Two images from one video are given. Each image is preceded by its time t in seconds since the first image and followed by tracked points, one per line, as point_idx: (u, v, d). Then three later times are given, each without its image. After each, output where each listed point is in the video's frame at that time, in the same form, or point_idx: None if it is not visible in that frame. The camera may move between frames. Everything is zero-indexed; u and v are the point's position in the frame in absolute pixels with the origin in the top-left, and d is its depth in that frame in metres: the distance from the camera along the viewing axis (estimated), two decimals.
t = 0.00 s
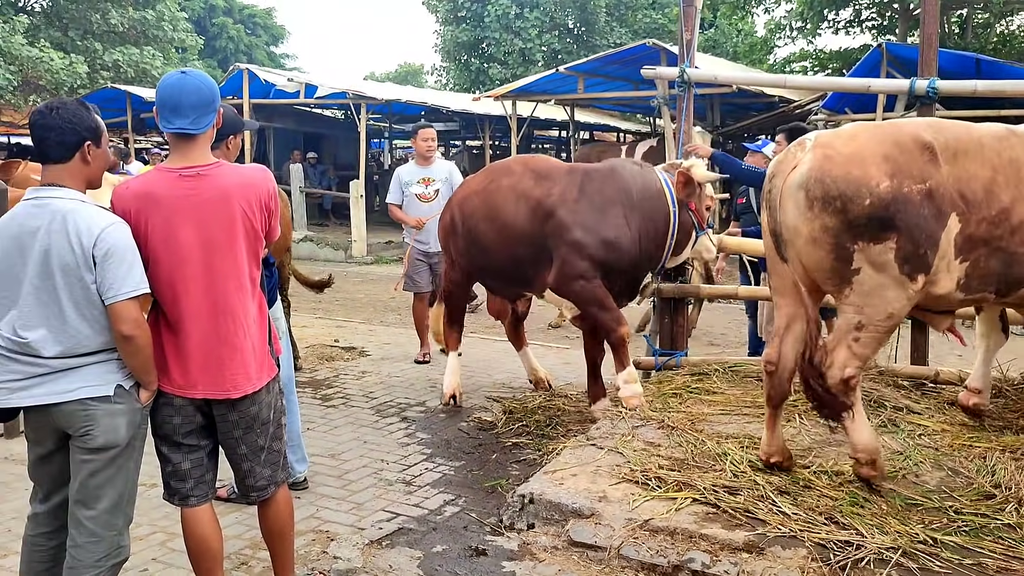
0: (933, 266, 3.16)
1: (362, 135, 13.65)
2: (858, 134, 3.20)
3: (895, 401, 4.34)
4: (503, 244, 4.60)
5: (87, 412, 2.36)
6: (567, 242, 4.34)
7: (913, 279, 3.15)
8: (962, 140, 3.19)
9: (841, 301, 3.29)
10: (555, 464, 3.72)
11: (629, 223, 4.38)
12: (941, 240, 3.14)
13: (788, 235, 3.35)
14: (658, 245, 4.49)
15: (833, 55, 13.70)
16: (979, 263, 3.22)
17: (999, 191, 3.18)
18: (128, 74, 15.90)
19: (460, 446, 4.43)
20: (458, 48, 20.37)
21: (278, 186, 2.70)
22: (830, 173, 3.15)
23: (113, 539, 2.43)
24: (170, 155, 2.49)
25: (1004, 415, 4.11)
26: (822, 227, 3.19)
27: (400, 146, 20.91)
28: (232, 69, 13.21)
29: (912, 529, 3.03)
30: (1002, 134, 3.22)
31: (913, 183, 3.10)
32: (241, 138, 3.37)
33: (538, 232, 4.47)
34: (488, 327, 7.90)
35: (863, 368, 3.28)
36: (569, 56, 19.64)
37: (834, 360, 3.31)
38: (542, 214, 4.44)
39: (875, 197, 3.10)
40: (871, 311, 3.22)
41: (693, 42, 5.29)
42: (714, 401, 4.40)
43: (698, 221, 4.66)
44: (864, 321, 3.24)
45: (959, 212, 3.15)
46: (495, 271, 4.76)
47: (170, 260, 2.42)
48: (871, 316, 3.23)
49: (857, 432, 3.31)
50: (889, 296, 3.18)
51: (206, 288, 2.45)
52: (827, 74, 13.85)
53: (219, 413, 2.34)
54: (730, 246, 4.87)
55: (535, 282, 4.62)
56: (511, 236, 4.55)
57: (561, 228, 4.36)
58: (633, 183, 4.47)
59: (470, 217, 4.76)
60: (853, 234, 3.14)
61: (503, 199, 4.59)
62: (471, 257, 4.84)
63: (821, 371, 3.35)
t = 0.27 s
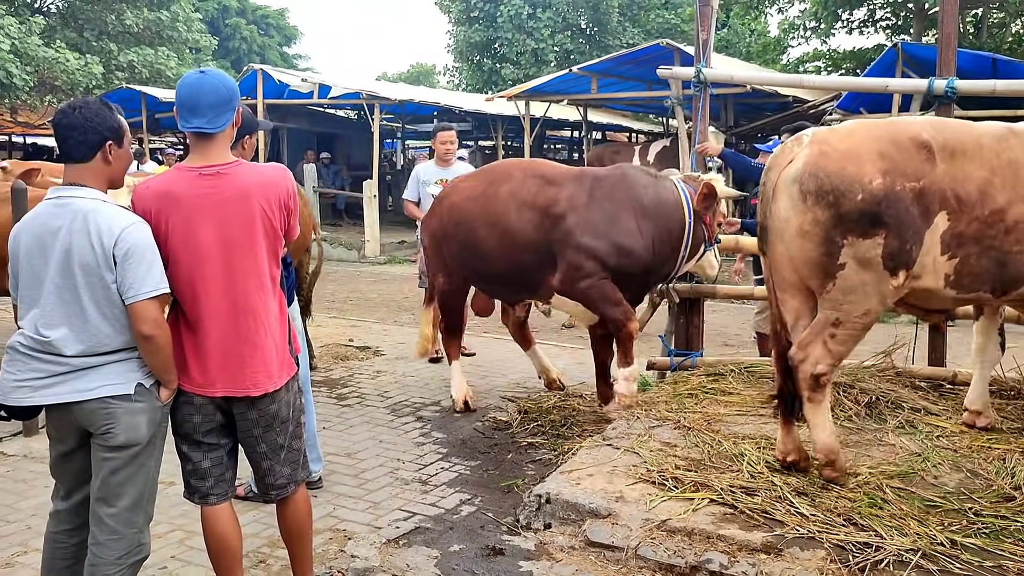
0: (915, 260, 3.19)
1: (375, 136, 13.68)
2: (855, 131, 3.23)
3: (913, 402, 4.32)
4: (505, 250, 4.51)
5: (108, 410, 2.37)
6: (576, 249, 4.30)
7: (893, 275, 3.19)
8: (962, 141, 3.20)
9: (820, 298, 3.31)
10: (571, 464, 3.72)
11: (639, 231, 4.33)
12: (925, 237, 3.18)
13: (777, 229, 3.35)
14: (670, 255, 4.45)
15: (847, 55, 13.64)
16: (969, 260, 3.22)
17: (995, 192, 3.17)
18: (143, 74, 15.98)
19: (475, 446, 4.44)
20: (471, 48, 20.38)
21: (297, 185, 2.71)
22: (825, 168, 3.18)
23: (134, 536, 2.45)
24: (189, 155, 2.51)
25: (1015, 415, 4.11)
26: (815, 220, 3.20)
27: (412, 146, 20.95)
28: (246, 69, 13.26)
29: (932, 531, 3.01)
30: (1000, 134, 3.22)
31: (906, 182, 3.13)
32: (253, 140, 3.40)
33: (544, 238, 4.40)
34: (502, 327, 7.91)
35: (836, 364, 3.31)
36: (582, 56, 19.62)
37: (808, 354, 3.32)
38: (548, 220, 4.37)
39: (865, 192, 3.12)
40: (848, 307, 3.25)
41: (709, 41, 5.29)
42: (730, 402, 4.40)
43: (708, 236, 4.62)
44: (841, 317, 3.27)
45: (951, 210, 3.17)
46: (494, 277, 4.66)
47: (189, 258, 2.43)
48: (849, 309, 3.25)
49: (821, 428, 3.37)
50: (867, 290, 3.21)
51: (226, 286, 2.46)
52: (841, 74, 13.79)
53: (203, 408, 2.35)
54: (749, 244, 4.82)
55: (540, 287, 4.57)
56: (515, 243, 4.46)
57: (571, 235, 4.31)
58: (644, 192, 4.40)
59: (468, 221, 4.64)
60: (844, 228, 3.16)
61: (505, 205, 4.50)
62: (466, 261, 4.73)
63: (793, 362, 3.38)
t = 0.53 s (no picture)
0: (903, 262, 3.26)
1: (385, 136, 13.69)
2: (843, 137, 3.28)
3: (925, 404, 4.30)
4: (504, 253, 4.46)
5: (123, 410, 2.38)
6: (571, 261, 4.21)
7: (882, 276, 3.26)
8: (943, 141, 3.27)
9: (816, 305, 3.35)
10: (582, 465, 3.72)
11: (642, 252, 4.20)
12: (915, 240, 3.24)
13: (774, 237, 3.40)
14: (671, 277, 4.29)
15: (858, 55, 13.57)
16: (958, 263, 3.30)
17: (980, 191, 3.23)
18: (153, 75, 16.02)
19: (486, 446, 4.44)
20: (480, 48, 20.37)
21: (308, 181, 2.70)
22: (815, 173, 3.21)
23: (148, 535, 2.45)
24: (198, 151, 2.52)
25: None
26: (806, 225, 3.24)
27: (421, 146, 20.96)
28: (256, 70, 13.29)
29: (945, 533, 3.00)
30: (981, 133, 3.29)
31: (896, 184, 3.18)
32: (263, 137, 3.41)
33: (543, 247, 4.32)
34: (512, 327, 7.91)
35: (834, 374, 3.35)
36: (591, 56, 19.60)
37: (806, 366, 3.38)
38: (549, 227, 4.30)
39: (855, 196, 3.17)
40: (840, 312, 3.30)
41: (721, 40, 5.29)
42: (741, 403, 4.39)
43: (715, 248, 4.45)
44: (835, 323, 3.31)
45: (941, 213, 3.22)
46: (492, 276, 4.62)
47: (195, 252, 2.45)
48: (843, 313, 3.30)
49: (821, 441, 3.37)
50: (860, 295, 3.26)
51: (229, 281, 2.47)
52: (852, 73, 13.73)
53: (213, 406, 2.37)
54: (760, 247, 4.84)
55: (536, 295, 4.48)
56: (514, 247, 4.40)
57: (569, 246, 4.22)
58: (656, 211, 4.22)
59: (473, 214, 4.59)
60: (836, 231, 3.21)
61: (510, 204, 4.45)
62: (467, 253, 4.70)
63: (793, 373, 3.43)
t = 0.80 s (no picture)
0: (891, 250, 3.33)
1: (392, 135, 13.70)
2: (819, 140, 3.34)
3: (935, 404, 4.29)
4: (502, 265, 4.35)
5: (135, 408, 2.38)
6: (577, 269, 4.12)
7: (873, 268, 3.32)
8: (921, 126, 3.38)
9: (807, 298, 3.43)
10: (590, 465, 3.72)
11: (645, 259, 4.17)
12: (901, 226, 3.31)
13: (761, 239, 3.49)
14: (673, 281, 4.31)
15: (866, 55, 13.53)
16: (939, 242, 3.41)
17: (957, 170, 3.34)
18: (161, 75, 16.05)
19: (494, 446, 4.44)
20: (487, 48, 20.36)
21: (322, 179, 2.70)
22: (795, 179, 3.30)
23: (158, 533, 2.45)
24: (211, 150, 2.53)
25: None
26: (794, 231, 3.34)
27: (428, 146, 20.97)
28: (263, 69, 13.31)
29: (956, 533, 2.99)
30: (956, 118, 3.40)
31: (875, 176, 3.25)
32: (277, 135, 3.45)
33: (545, 257, 4.21)
34: (519, 327, 7.91)
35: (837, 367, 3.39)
36: (598, 56, 19.57)
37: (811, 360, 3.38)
38: (551, 237, 4.18)
39: (837, 195, 3.26)
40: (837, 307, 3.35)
41: (730, 40, 5.28)
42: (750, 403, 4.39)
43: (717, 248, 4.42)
44: (833, 317, 3.35)
45: (922, 195, 3.30)
46: (485, 290, 4.51)
47: (207, 253, 2.46)
48: (839, 308, 3.35)
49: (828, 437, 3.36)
50: (852, 288, 3.33)
51: (239, 280, 2.47)
52: (860, 73, 13.69)
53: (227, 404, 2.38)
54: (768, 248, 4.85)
55: (537, 306, 4.39)
56: (514, 259, 4.29)
57: (576, 255, 4.12)
58: (659, 210, 4.19)
59: (462, 228, 4.45)
60: (821, 230, 3.30)
61: (505, 216, 4.33)
62: (456, 269, 4.57)
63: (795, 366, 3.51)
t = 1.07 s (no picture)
0: (874, 243, 3.65)
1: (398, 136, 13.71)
2: (801, 133, 3.68)
3: (942, 404, 4.29)
4: (506, 270, 4.23)
5: (146, 408, 2.40)
6: (596, 273, 4.08)
7: (852, 254, 3.64)
8: (904, 130, 3.70)
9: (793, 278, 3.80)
10: (597, 465, 3.73)
11: (656, 260, 4.19)
12: (880, 219, 3.63)
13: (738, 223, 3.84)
14: (675, 284, 4.37)
15: (872, 55, 13.50)
16: (909, 239, 3.73)
17: (932, 172, 3.66)
18: (167, 75, 16.05)
19: (501, 446, 4.45)
20: (492, 48, 20.34)
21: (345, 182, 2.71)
22: (771, 166, 3.63)
23: (169, 532, 2.46)
24: (237, 149, 2.52)
25: None
26: (766, 212, 3.69)
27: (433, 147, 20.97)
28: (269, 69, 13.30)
29: (964, 535, 2.99)
30: (944, 122, 3.74)
31: (847, 170, 3.59)
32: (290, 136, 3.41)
33: (558, 261, 4.13)
34: (525, 327, 7.91)
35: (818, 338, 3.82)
36: (603, 56, 19.55)
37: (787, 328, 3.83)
38: (565, 242, 4.11)
39: (808, 183, 3.58)
40: (816, 285, 3.75)
41: (737, 40, 5.29)
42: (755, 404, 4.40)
43: (722, 246, 4.39)
44: (812, 293, 3.77)
45: (897, 191, 3.64)
46: (481, 299, 4.40)
47: (235, 255, 2.44)
48: (817, 287, 3.75)
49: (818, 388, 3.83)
50: (830, 269, 3.69)
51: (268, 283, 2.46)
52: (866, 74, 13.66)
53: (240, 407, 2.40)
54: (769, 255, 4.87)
55: (542, 312, 4.31)
56: (521, 264, 4.19)
57: (595, 258, 4.07)
58: (668, 211, 4.21)
59: (461, 234, 4.31)
60: (793, 215, 3.64)
61: (509, 220, 4.22)
62: (447, 277, 4.43)
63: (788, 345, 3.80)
